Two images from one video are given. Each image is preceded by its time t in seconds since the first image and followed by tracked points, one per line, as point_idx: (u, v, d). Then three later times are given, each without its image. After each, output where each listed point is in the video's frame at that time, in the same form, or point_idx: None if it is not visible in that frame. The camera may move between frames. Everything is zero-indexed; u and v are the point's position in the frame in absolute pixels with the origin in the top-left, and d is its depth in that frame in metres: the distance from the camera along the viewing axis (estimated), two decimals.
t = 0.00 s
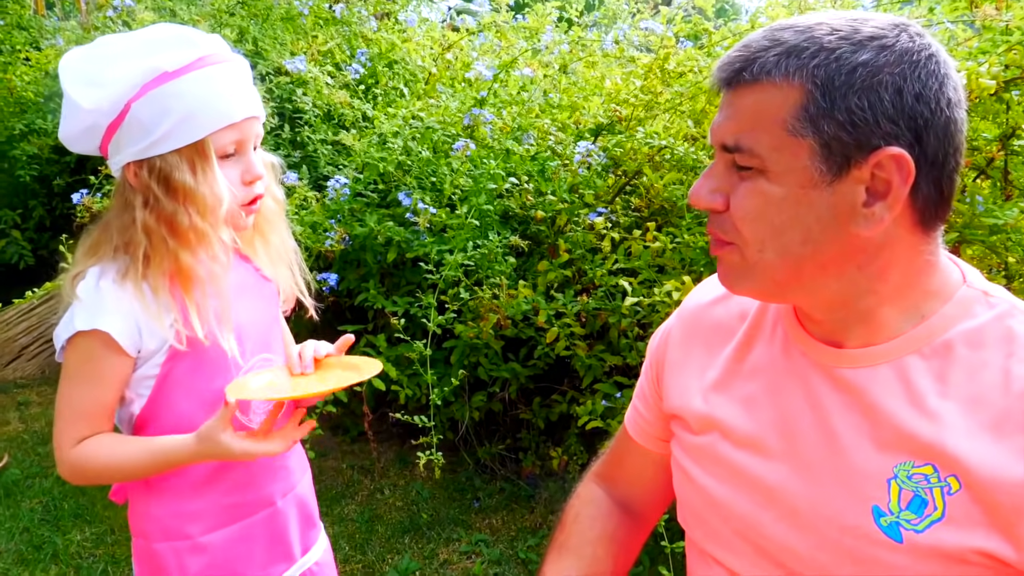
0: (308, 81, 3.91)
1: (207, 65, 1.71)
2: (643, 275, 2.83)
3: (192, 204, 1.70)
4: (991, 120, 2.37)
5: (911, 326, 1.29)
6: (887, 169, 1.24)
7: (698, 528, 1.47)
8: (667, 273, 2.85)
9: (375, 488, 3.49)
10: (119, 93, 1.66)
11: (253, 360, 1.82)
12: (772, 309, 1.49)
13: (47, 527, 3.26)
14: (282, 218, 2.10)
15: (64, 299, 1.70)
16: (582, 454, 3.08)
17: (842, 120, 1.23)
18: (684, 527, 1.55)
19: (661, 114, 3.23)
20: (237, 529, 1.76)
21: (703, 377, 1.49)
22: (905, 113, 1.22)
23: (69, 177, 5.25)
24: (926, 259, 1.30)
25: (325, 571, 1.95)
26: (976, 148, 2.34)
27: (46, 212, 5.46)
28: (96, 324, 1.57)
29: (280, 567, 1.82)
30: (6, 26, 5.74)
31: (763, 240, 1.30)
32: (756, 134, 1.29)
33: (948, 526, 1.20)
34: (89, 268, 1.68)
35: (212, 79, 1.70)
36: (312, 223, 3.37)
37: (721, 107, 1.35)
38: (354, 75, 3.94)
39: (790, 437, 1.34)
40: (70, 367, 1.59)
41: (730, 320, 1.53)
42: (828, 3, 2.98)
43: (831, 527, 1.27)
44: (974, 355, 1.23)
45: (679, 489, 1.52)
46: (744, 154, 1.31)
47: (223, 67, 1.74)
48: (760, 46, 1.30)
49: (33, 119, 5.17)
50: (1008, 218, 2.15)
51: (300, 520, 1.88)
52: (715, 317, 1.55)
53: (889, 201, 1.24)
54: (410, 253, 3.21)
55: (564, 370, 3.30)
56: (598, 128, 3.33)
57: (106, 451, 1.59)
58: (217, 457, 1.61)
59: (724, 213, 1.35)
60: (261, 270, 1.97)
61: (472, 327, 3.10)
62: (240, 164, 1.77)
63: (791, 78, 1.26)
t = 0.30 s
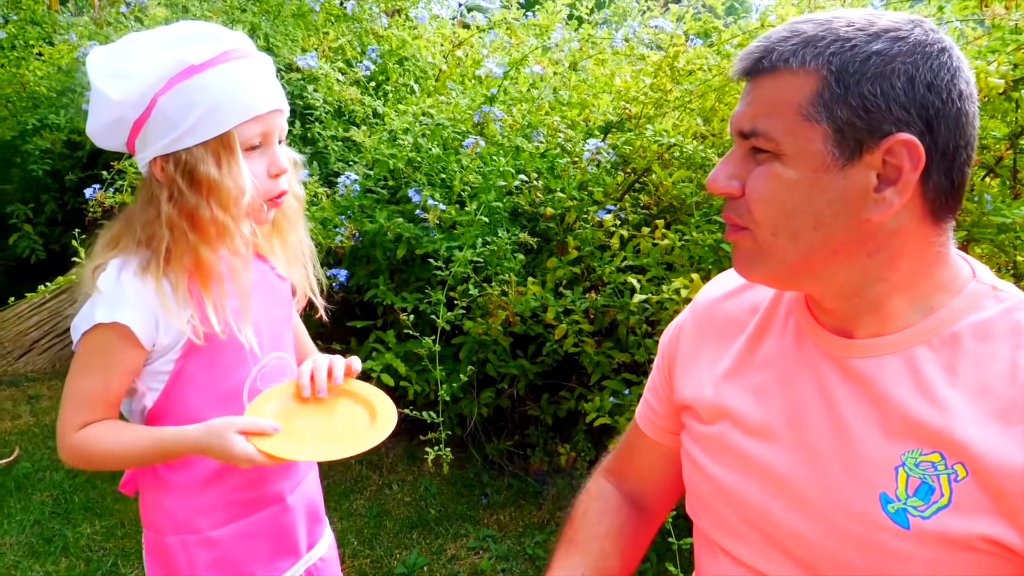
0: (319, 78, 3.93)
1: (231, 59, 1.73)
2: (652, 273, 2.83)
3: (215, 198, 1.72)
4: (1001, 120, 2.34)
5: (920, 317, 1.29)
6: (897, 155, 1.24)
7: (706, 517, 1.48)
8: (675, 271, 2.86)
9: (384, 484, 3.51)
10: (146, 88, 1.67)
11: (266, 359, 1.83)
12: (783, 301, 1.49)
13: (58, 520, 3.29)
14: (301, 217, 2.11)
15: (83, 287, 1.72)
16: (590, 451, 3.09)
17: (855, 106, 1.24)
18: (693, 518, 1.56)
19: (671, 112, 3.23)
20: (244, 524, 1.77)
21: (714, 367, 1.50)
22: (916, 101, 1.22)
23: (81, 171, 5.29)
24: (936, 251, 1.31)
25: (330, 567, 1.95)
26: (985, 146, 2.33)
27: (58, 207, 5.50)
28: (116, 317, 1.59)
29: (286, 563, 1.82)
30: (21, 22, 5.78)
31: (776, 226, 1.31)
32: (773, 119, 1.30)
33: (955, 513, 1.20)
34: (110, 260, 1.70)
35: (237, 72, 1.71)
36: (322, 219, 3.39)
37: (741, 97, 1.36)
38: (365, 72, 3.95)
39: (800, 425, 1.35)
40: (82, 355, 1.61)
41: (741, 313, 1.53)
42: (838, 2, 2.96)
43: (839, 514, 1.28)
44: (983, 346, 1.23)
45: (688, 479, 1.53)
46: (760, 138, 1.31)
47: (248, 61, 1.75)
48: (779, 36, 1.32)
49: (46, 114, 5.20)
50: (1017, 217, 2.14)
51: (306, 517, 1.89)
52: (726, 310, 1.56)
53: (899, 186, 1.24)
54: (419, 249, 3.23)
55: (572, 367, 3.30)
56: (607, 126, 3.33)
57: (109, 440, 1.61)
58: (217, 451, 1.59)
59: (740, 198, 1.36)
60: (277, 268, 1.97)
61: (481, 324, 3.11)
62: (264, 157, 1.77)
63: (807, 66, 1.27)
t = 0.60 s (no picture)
0: (319, 79, 3.94)
1: (246, 61, 1.74)
2: (650, 275, 2.84)
3: (219, 198, 1.71)
4: (997, 122, 2.35)
5: (914, 318, 1.30)
6: (891, 158, 1.24)
7: (700, 517, 1.48)
8: (673, 273, 2.86)
9: (381, 486, 3.51)
10: (155, 83, 1.69)
11: (262, 368, 1.80)
12: (778, 302, 1.49)
13: (54, 522, 3.28)
14: (315, 226, 2.11)
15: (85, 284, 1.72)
16: (588, 453, 3.09)
17: (849, 110, 1.24)
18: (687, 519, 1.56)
19: (669, 114, 3.24)
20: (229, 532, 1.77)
21: (708, 367, 1.50)
22: (909, 104, 1.23)
23: (80, 172, 5.27)
24: (928, 253, 1.31)
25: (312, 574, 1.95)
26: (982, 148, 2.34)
27: (57, 208, 5.48)
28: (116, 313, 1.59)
29: (264, 571, 1.83)
30: (20, 22, 5.78)
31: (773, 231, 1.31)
32: (767, 123, 1.30)
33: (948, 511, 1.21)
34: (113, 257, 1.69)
35: (251, 74, 1.72)
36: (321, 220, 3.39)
37: (734, 101, 1.37)
38: (364, 74, 3.96)
39: (794, 425, 1.35)
40: (81, 351, 1.61)
41: (736, 313, 1.53)
42: (835, 4, 2.94)
43: (833, 513, 1.28)
44: (975, 346, 1.24)
45: (683, 480, 1.52)
46: (754, 143, 1.31)
47: (264, 64, 1.76)
48: (772, 41, 1.32)
49: (44, 114, 5.19)
50: (1012, 220, 2.14)
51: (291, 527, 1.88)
52: (721, 310, 1.55)
53: (893, 189, 1.25)
54: (418, 250, 3.23)
55: (570, 369, 3.30)
56: (606, 128, 3.30)
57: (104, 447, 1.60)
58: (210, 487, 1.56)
59: (735, 202, 1.36)
60: (278, 277, 1.95)
61: (480, 325, 3.11)
62: (271, 164, 1.76)
63: (800, 70, 1.27)
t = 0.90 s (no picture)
0: (310, 82, 3.94)
1: (216, 63, 1.73)
2: (642, 277, 2.84)
3: (187, 200, 1.69)
4: (986, 123, 2.34)
5: (896, 320, 1.30)
6: (871, 161, 1.24)
7: (687, 522, 1.48)
8: (665, 274, 2.86)
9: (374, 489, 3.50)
10: (125, 85, 1.69)
11: (249, 369, 1.78)
12: (761, 305, 1.49)
13: (44, 528, 3.26)
14: (289, 228, 2.07)
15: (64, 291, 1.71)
16: (580, 456, 3.08)
17: (827, 113, 1.24)
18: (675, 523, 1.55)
19: (660, 116, 3.24)
20: (227, 538, 1.73)
21: (693, 372, 1.50)
22: (887, 107, 1.23)
23: (70, 176, 5.24)
24: (911, 255, 1.31)
25: None
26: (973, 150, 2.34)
27: (47, 211, 5.46)
28: (90, 318, 1.58)
29: None
30: (10, 25, 5.76)
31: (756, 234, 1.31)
32: (745, 128, 1.30)
33: (932, 514, 1.20)
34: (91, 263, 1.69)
35: (221, 75, 1.71)
36: (313, 224, 3.39)
37: (712, 105, 1.36)
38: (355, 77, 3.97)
39: (778, 429, 1.35)
40: (63, 359, 1.60)
41: (719, 317, 1.53)
42: (825, 6, 2.93)
43: (818, 516, 1.28)
44: (957, 348, 1.24)
45: (670, 485, 1.52)
46: (733, 147, 1.31)
47: (234, 66, 1.75)
48: (749, 45, 1.32)
49: (34, 118, 5.17)
50: (1002, 220, 2.15)
51: (292, 530, 1.84)
52: (705, 315, 1.55)
53: (873, 193, 1.25)
54: (409, 253, 3.22)
55: (563, 371, 3.29)
56: (597, 130, 3.32)
57: (99, 452, 1.60)
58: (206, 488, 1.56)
59: (716, 208, 1.36)
60: (267, 277, 1.95)
61: (471, 328, 3.11)
62: (241, 166, 1.76)
63: (778, 73, 1.27)
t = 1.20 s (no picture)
0: (307, 83, 3.94)
1: (212, 69, 1.72)
2: (638, 277, 2.84)
3: (176, 204, 1.69)
4: (982, 122, 2.30)
5: (887, 319, 1.30)
6: (860, 162, 1.24)
7: (683, 522, 1.48)
8: (661, 274, 2.86)
9: (372, 489, 3.50)
10: (119, 87, 1.68)
11: (246, 370, 1.79)
12: (754, 305, 1.49)
13: (41, 529, 3.25)
14: (279, 234, 2.06)
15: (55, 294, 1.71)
16: (578, 456, 3.08)
17: (816, 114, 1.23)
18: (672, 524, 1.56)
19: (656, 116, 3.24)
20: (229, 540, 1.72)
21: (686, 373, 1.49)
22: (876, 108, 1.22)
23: (66, 178, 5.22)
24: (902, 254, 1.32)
25: None
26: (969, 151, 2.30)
27: (44, 213, 5.45)
28: (84, 319, 1.58)
29: None
30: (4, 26, 5.75)
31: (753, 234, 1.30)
32: (735, 130, 1.28)
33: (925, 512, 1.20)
34: (82, 266, 1.68)
35: (216, 81, 1.70)
36: (309, 225, 3.39)
37: (702, 107, 1.35)
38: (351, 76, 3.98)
39: (772, 430, 1.35)
40: (61, 364, 1.60)
41: (712, 317, 1.53)
42: (821, 6, 2.92)
43: (813, 516, 1.28)
44: (948, 346, 1.24)
45: (666, 486, 1.52)
46: (723, 149, 1.30)
47: (230, 72, 1.74)
48: (737, 46, 1.31)
49: (31, 120, 5.17)
50: (997, 219, 2.15)
51: (290, 532, 1.83)
52: (698, 315, 1.55)
53: (863, 194, 1.25)
54: (406, 254, 3.22)
55: (560, 371, 3.29)
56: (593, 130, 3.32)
57: (104, 455, 1.60)
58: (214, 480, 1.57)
59: (706, 210, 1.35)
60: (260, 278, 1.96)
61: (468, 328, 3.12)
62: (230, 173, 1.75)
63: (767, 75, 1.25)
